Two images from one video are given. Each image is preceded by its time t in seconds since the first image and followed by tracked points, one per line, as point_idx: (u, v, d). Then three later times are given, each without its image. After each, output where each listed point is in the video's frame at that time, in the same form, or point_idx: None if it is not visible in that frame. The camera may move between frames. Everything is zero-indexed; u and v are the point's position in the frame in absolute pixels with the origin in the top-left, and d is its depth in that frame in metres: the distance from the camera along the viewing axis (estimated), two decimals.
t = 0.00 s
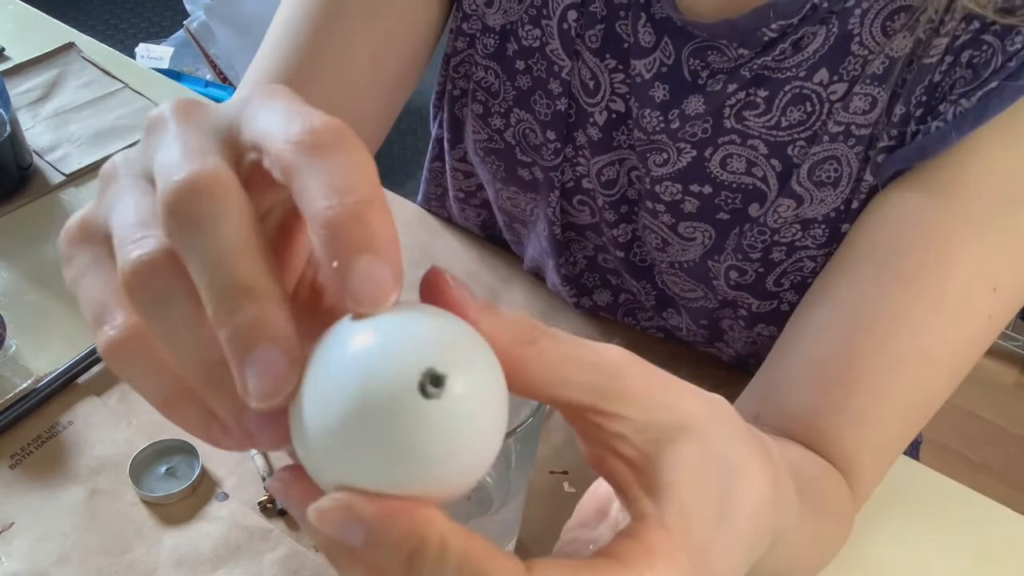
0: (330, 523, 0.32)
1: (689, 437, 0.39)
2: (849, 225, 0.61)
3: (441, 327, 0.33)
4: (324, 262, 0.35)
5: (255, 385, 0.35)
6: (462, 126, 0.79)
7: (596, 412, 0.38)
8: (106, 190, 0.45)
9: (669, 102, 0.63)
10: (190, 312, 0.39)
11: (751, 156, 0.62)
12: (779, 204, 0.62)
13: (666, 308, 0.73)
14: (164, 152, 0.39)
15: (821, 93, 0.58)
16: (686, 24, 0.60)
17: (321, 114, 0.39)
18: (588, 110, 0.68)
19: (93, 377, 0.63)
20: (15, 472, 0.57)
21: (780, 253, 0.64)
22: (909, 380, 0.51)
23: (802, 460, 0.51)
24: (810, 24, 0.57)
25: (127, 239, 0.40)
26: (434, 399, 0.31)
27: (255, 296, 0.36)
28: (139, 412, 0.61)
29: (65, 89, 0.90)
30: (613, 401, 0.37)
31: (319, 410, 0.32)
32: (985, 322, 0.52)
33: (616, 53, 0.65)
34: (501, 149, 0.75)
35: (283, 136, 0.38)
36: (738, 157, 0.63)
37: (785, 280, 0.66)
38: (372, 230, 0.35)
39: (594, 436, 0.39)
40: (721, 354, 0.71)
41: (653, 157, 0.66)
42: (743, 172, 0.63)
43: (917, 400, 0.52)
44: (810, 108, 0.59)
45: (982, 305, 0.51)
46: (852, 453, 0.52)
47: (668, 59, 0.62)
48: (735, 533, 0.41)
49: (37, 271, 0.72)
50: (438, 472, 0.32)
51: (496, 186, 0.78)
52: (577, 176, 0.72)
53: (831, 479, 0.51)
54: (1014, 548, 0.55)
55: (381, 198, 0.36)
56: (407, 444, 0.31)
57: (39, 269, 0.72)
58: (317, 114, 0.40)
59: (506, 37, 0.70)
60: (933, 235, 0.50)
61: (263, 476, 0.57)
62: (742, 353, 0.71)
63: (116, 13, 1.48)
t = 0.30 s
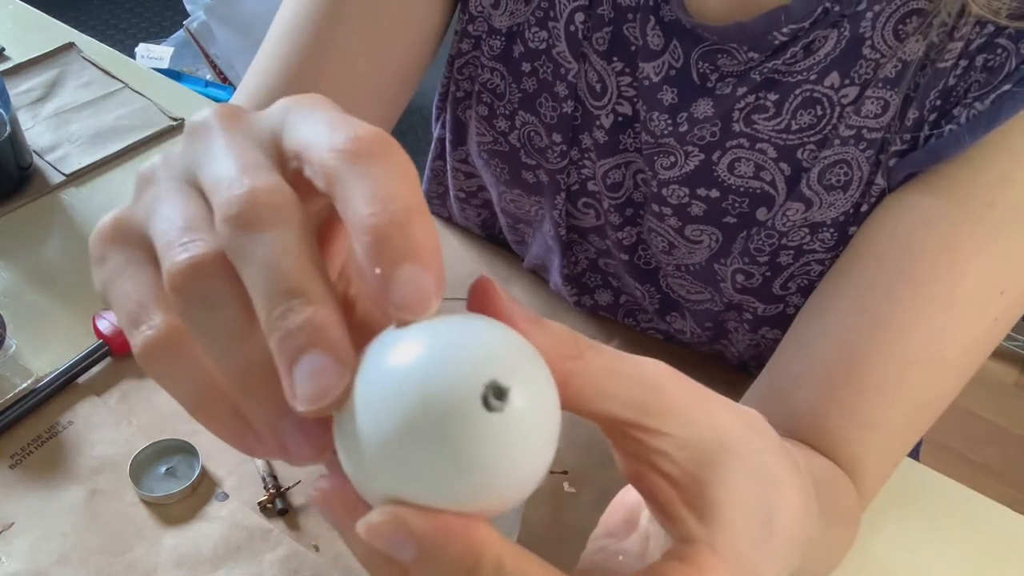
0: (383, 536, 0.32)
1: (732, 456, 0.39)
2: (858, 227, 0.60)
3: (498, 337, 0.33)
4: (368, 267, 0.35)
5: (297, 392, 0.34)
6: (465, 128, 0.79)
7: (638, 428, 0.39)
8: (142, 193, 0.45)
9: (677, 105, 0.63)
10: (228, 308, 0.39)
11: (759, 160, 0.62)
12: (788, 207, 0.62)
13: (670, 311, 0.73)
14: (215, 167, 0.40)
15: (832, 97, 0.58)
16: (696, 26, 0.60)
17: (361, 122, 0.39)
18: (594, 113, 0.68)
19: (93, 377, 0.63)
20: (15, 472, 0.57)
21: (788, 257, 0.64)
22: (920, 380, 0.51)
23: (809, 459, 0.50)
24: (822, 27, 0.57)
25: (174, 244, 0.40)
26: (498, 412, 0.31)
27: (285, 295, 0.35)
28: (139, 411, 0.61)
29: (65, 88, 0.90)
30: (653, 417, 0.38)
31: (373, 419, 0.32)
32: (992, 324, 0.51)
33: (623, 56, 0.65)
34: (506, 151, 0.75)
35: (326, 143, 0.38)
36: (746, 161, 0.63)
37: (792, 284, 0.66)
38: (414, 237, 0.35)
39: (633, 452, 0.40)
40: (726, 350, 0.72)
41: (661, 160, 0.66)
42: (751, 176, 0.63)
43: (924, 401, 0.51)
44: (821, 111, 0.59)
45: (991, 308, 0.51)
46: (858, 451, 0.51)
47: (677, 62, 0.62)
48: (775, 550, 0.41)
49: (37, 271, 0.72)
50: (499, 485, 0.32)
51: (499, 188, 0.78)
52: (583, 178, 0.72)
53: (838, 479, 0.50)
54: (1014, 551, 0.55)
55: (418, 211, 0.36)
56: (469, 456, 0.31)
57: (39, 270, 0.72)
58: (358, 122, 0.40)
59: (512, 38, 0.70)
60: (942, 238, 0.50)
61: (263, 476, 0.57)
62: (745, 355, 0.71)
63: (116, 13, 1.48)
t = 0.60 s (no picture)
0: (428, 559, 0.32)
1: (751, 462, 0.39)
2: (865, 231, 0.60)
3: (534, 356, 0.33)
4: (406, 284, 0.34)
5: (323, 419, 0.33)
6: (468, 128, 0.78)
7: (664, 435, 0.38)
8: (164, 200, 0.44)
9: (686, 107, 0.63)
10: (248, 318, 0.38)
11: (767, 163, 0.62)
12: (796, 210, 0.62)
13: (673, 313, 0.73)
14: (235, 177, 0.39)
15: (842, 100, 0.58)
16: (706, 28, 0.60)
17: (396, 131, 0.38)
18: (601, 114, 0.68)
19: (93, 378, 0.63)
20: (15, 472, 0.56)
21: (795, 260, 0.64)
22: (926, 384, 0.51)
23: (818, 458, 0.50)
24: (833, 31, 0.57)
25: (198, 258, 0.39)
26: (536, 432, 0.31)
27: (306, 298, 0.35)
28: (139, 411, 0.60)
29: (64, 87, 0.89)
30: (682, 424, 0.38)
31: (411, 438, 0.32)
32: (998, 328, 0.51)
33: (631, 57, 0.65)
34: (511, 152, 0.75)
35: (361, 158, 0.37)
36: (754, 164, 0.63)
37: (799, 287, 0.65)
38: (457, 259, 0.34)
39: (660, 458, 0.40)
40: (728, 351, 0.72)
41: (668, 162, 0.65)
42: (759, 178, 0.63)
43: (931, 403, 0.51)
44: (831, 115, 0.59)
45: (998, 312, 0.51)
46: (865, 454, 0.51)
47: (686, 63, 0.62)
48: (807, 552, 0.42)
49: (37, 271, 0.71)
50: (536, 506, 0.32)
51: (504, 189, 0.78)
52: (589, 180, 0.72)
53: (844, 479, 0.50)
54: (1013, 550, 0.55)
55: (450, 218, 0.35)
56: (509, 476, 0.31)
57: (39, 269, 0.71)
58: (391, 133, 0.38)
59: (520, 38, 0.69)
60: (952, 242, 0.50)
61: (263, 476, 0.56)
62: (747, 356, 0.71)
63: (116, 13, 1.48)
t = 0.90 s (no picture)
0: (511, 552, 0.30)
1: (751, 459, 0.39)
2: (865, 230, 0.60)
3: (583, 324, 0.33)
4: (415, 279, 0.31)
5: (365, 428, 0.31)
6: (468, 129, 0.78)
7: (671, 395, 0.40)
8: (153, 223, 0.41)
9: (684, 106, 0.63)
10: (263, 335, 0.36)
11: (766, 163, 0.62)
12: (795, 210, 0.62)
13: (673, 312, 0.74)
14: (237, 191, 0.37)
15: (840, 99, 0.58)
16: (704, 27, 0.60)
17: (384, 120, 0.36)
18: (600, 114, 0.68)
19: (92, 377, 0.63)
20: (15, 472, 0.56)
21: (794, 259, 0.64)
22: (926, 383, 0.51)
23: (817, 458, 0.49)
24: (831, 30, 0.57)
25: (204, 280, 0.37)
26: (600, 392, 0.30)
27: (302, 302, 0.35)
28: (139, 411, 0.60)
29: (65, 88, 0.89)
30: (687, 382, 0.39)
31: (466, 422, 0.30)
32: (998, 328, 0.51)
33: (630, 57, 0.65)
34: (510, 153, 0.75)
35: (350, 146, 0.35)
36: (753, 163, 0.63)
37: (798, 287, 0.66)
38: (462, 240, 0.32)
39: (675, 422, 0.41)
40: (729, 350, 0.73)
41: (667, 162, 0.66)
42: (758, 178, 0.63)
43: (931, 403, 0.51)
44: (829, 114, 0.59)
45: (998, 311, 0.51)
46: (866, 455, 0.50)
47: (684, 63, 0.62)
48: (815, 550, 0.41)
49: (37, 271, 0.71)
50: (607, 469, 0.31)
51: (503, 189, 0.78)
52: (588, 180, 0.72)
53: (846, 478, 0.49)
54: (1014, 549, 0.55)
55: (464, 212, 0.32)
56: (577, 438, 0.30)
57: (39, 270, 0.72)
58: (379, 120, 0.36)
59: (518, 39, 0.69)
60: (953, 242, 0.50)
61: (263, 476, 0.56)
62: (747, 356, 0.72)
63: (116, 12, 1.48)
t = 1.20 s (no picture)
0: None
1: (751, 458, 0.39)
2: (859, 228, 0.60)
3: (570, 367, 0.32)
4: (397, 325, 0.31)
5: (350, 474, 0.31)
6: (466, 126, 0.78)
7: (659, 425, 0.39)
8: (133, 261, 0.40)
9: (679, 102, 0.63)
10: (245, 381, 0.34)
11: (761, 159, 0.62)
12: (789, 206, 0.62)
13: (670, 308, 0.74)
14: (216, 235, 0.35)
15: (833, 96, 0.58)
16: (697, 23, 0.60)
17: (364, 154, 0.34)
18: (595, 110, 0.68)
19: (92, 378, 0.63)
20: (15, 472, 0.56)
21: (789, 256, 0.64)
22: (925, 381, 0.51)
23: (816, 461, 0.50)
24: (823, 26, 0.57)
25: (180, 325, 0.35)
26: (590, 440, 0.30)
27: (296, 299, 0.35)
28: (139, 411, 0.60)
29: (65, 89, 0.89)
30: (673, 413, 0.39)
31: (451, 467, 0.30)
32: (995, 326, 0.51)
33: (624, 53, 0.65)
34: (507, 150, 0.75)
35: (327, 187, 0.33)
36: (748, 159, 0.63)
37: (793, 284, 0.66)
38: (444, 282, 0.31)
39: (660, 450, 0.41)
40: (725, 350, 0.73)
41: (662, 158, 0.66)
42: (752, 174, 0.63)
43: (930, 402, 0.51)
44: (822, 110, 0.59)
45: (993, 308, 0.51)
46: (862, 454, 0.51)
47: (677, 58, 0.62)
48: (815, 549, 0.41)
49: (37, 271, 0.72)
50: (597, 518, 0.31)
51: (500, 187, 0.78)
52: (584, 176, 0.72)
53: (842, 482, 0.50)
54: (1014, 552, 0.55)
55: (446, 255, 0.32)
56: (568, 486, 0.30)
57: (40, 270, 0.72)
58: (362, 156, 0.35)
59: (514, 35, 0.70)
60: (945, 241, 0.50)
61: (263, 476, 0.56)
62: (744, 355, 0.72)
63: (116, 12, 1.48)
